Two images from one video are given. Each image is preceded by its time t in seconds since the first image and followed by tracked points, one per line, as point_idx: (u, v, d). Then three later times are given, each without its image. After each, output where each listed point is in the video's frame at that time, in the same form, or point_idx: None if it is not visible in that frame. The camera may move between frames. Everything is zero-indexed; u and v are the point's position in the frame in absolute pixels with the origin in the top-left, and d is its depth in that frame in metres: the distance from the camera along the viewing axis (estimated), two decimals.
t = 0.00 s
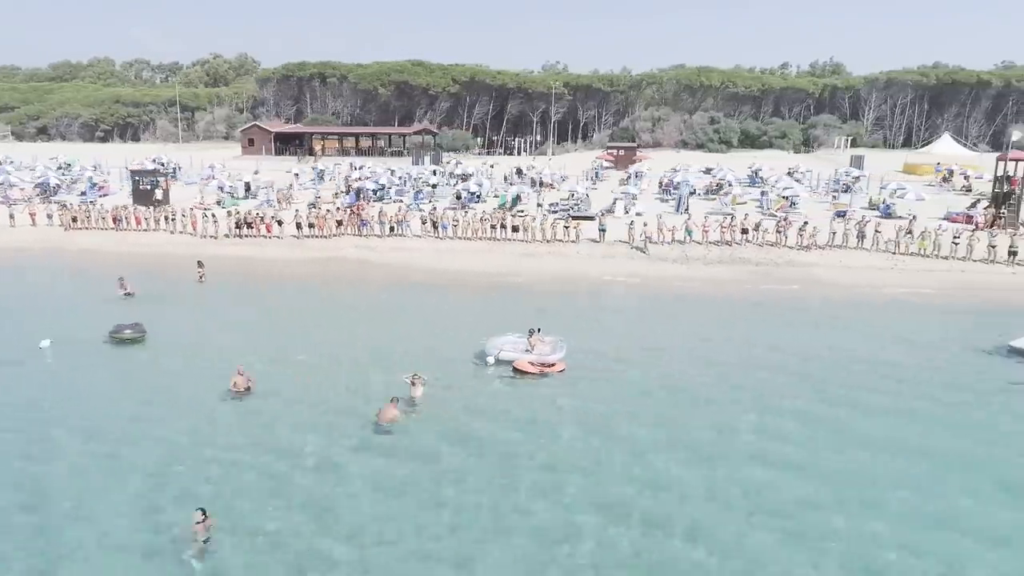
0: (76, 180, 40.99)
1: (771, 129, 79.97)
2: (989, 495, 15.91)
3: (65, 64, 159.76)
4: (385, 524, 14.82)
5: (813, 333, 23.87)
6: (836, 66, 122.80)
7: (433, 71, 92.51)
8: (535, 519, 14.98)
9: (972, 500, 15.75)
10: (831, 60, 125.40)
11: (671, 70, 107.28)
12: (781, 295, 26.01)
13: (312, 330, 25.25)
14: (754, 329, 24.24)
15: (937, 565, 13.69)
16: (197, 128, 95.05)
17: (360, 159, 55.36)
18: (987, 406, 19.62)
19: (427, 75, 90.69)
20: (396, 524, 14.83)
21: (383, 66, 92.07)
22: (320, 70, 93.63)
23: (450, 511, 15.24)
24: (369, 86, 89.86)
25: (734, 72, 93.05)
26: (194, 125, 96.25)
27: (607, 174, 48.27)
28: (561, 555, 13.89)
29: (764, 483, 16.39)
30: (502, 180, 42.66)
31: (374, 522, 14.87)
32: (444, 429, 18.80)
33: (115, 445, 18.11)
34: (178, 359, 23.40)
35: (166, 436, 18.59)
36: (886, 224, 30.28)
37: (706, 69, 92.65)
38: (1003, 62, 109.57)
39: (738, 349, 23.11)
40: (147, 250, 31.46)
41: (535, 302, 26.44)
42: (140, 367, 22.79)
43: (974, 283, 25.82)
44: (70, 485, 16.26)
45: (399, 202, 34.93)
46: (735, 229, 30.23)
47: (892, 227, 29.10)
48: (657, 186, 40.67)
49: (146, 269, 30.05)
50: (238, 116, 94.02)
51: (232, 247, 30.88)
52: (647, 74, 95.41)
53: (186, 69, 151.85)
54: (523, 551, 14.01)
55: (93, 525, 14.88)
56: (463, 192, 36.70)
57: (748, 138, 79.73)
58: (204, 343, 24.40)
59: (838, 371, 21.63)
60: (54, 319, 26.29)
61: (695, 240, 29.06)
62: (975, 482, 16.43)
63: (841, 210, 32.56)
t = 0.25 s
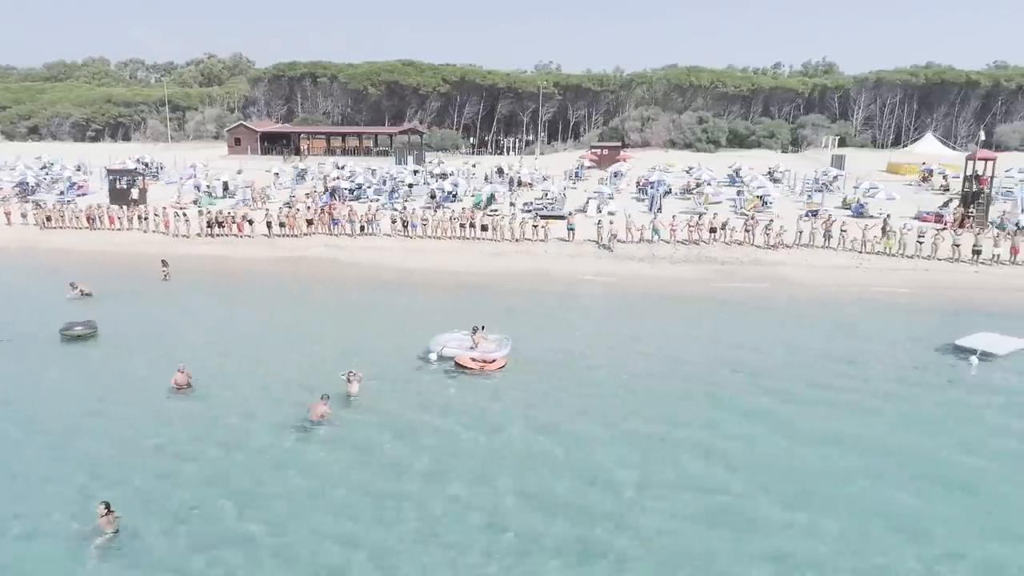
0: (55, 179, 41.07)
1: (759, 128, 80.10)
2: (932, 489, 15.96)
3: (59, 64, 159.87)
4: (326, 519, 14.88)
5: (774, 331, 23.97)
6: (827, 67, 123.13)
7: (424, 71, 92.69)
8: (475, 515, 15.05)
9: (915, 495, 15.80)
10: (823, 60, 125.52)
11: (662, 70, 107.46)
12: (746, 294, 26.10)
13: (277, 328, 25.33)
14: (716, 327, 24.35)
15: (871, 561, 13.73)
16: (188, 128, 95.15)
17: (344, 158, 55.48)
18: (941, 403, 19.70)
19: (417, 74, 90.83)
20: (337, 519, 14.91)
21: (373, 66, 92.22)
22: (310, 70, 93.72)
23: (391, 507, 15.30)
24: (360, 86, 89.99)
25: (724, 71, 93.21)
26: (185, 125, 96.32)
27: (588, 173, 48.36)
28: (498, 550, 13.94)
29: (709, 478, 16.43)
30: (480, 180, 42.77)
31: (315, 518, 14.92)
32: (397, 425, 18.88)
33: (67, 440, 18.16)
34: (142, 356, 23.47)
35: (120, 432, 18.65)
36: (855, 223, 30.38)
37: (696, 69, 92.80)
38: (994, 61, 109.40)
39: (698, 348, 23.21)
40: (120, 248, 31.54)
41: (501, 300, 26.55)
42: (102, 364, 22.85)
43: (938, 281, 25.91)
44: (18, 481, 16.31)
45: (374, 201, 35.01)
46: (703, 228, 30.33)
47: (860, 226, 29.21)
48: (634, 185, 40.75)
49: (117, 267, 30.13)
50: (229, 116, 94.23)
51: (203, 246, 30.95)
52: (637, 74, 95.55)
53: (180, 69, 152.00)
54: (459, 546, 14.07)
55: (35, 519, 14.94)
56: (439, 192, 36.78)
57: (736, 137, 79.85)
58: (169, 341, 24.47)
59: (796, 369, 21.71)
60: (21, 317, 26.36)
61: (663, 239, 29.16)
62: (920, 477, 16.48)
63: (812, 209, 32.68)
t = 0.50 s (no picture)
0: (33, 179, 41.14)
1: (748, 129, 80.21)
2: (872, 481, 15.92)
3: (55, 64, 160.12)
4: (260, 508, 14.87)
5: (734, 328, 24.01)
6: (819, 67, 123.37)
7: (414, 72, 92.89)
8: (410, 504, 15.02)
9: (854, 486, 15.76)
10: (817, 60, 125.64)
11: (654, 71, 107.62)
12: (708, 292, 26.17)
13: (241, 326, 25.37)
14: (676, 325, 24.41)
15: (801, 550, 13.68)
16: (179, 129, 95.27)
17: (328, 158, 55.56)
18: (892, 398, 19.68)
19: (408, 75, 90.98)
20: (271, 507, 14.89)
21: (364, 66, 92.38)
22: (301, 70, 93.86)
23: (327, 496, 15.27)
24: (350, 86, 90.13)
25: (715, 72, 93.34)
26: (177, 125, 96.43)
27: (569, 172, 48.41)
28: (427, 538, 13.91)
29: (650, 469, 16.41)
30: (458, 180, 42.87)
31: (249, 507, 14.90)
32: (346, 418, 18.89)
33: (16, 432, 18.16)
34: (103, 352, 23.50)
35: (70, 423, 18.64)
36: (824, 222, 30.42)
37: (686, 70, 92.93)
38: (986, 62, 109.37)
39: (657, 344, 23.24)
40: (91, 247, 31.60)
41: (465, 299, 26.61)
42: (62, 359, 22.88)
43: (901, 280, 25.94)
44: None
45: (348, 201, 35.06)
46: (671, 228, 30.42)
47: (826, 225, 29.27)
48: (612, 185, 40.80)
49: (87, 266, 30.21)
50: (220, 116, 94.38)
51: (174, 246, 31.01)
52: (628, 74, 95.69)
53: (175, 69, 152.22)
54: (390, 534, 14.04)
55: None
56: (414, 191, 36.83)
57: (724, 137, 79.95)
58: (132, 338, 24.50)
59: (752, 366, 21.72)
60: None
61: (630, 238, 29.23)
62: (862, 469, 16.44)
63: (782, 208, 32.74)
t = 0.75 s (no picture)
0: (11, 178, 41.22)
1: (736, 129, 80.36)
2: (815, 474, 15.97)
3: (50, 64, 160.34)
4: (199, 500, 14.93)
5: (695, 326, 24.13)
6: (812, 66, 123.66)
7: (405, 71, 93.01)
8: (349, 497, 15.07)
9: (796, 480, 15.81)
10: (809, 60, 125.81)
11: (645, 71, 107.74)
12: (672, 291, 26.28)
13: (204, 323, 25.43)
14: (638, 323, 24.50)
15: (734, 541, 13.72)
16: (170, 128, 95.40)
17: (312, 158, 55.64)
18: (845, 394, 19.76)
19: (398, 75, 91.11)
20: (211, 500, 14.95)
21: (354, 66, 92.56)
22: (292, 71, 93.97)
23: (269, 489, 15.33)
24: (340, 85, 90.24)
25: (704, 72, 93.46)
26: (168, 125, 96.52)
27: (551, 172, 48.48)
28: (362, 530, 13.98)
29: (594, 464, 16.47)
30: (437, 180, 43.01)
31: (189, 499, 14.96)
32: (299, 413, 18.97)
33: None
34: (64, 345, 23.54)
35: (21, 418, 18.69)
36: (792, 221, 30.54)
37: (676, 70, 93.11)
38: (978, 62, 109.50)
39: (617, 342, 23.35)
40: (63, 246, 31.69)
41: (431, 298, 26.72)
42: (23, 355, 22.93)
43: (864, 280, 26.07)
44: None
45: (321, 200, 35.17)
46: (640, 227, 30.55)
47: (794, 225, 29.41)
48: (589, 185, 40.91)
49: (58, 263, 30.26)
50: (211, 116, 94.51)
51: (144, 245, 31.10)
52: (618, 74, 95.83)
53: (169, 69, 152.51)
54: (325, 526, 14.10)
55: None
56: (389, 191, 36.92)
57: (713, 138, 80.07)
58: (95, 333, 24.55)
59: (710, 362, 21.81)
60: None
61: (599, 238, 29.36)
62: (806, 462, 16.49)
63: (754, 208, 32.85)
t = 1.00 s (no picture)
0: None
1: (723, 128, 80.54)
2: (755, 467, 16.19)
3: (43, 64, 160.33)
4: (143, 492, 15.11)
5: (656, 323, 24.32)
6: (802, 65, 123.94)
7: (394, 71, 93.02)
8: (292, 489, 15.27)
9: (736, 472, 16.01)
10: (799, 61, 126.10)
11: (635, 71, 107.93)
12: (636, 289, 26.48)
13: (169, 319, 25.56)
14: (600, 320, 24.70)
15: (666, 532, 13.92)
16: (160, 128, 95.36)
17: (295, 158, 55.76)
18: (795, 392, 20.00)
19: (388, 74, 91.17)
20: (155, 493, 15.14)
21: (343, 66, 92.62)
22: (282, 70, 93.98)
23: (212, 483, 15.51)
24: (329, 85, 90.26)
25: (693, 71, 93.64)
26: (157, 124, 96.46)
27: (531, 170, 48.66)
28: (301, 522, 14.17)
29: (538, 456, 16.67)
30: (415, 179, 43.19)
31: (132, 491, 15.15)
32: (252, 408, 19.14)
33: None
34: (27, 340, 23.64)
35: None
36: (758, 221, 30.76)
37: (665, 69, 93.30)
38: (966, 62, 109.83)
39: (577, 338, 23.54)
40: (34, 244, 31.78)
41: (396, 295, 26.86)
42: None
43: (827, 280, 26.29)
44: None
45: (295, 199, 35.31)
46: (608, 226, 30.78)
47: (761, 224, 29.65)
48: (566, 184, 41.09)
49: (28, 260, 30.34)
50: (200, 116, 94.49)
51: (115, 243, 31.21)
52: (607, 74, 95.99)
53: (162, 69, 152.59)
54: (265, 518, 14.29)
55: None
56: (364, 190, 37.07)
57: (701, 138, 80.26)
58: (59, 328, 24.66)
59: (666, 358, 22.01)
60: None
61: (567, 236, 29.53)
62: (748, 456, 16.70)
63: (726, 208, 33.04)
